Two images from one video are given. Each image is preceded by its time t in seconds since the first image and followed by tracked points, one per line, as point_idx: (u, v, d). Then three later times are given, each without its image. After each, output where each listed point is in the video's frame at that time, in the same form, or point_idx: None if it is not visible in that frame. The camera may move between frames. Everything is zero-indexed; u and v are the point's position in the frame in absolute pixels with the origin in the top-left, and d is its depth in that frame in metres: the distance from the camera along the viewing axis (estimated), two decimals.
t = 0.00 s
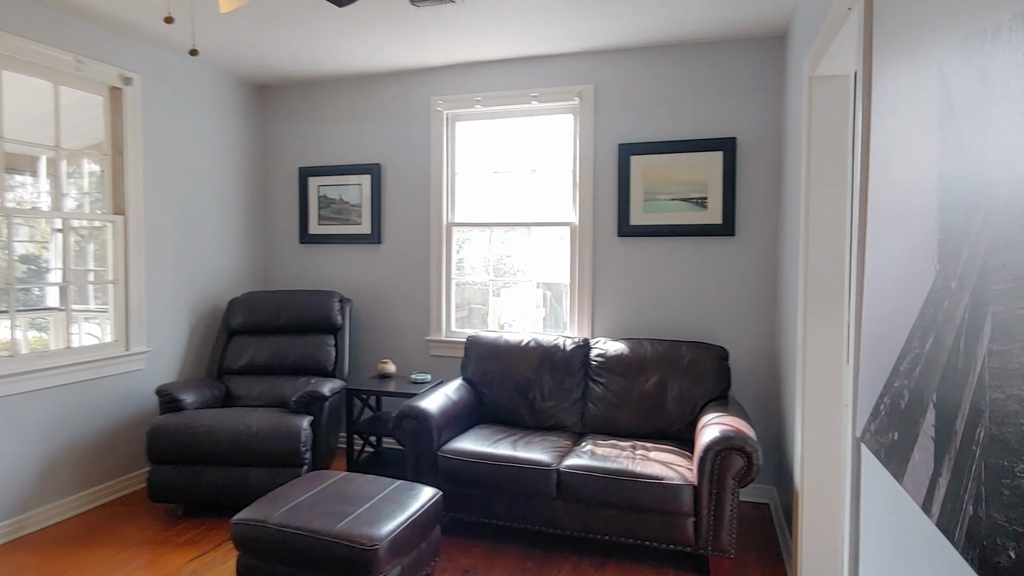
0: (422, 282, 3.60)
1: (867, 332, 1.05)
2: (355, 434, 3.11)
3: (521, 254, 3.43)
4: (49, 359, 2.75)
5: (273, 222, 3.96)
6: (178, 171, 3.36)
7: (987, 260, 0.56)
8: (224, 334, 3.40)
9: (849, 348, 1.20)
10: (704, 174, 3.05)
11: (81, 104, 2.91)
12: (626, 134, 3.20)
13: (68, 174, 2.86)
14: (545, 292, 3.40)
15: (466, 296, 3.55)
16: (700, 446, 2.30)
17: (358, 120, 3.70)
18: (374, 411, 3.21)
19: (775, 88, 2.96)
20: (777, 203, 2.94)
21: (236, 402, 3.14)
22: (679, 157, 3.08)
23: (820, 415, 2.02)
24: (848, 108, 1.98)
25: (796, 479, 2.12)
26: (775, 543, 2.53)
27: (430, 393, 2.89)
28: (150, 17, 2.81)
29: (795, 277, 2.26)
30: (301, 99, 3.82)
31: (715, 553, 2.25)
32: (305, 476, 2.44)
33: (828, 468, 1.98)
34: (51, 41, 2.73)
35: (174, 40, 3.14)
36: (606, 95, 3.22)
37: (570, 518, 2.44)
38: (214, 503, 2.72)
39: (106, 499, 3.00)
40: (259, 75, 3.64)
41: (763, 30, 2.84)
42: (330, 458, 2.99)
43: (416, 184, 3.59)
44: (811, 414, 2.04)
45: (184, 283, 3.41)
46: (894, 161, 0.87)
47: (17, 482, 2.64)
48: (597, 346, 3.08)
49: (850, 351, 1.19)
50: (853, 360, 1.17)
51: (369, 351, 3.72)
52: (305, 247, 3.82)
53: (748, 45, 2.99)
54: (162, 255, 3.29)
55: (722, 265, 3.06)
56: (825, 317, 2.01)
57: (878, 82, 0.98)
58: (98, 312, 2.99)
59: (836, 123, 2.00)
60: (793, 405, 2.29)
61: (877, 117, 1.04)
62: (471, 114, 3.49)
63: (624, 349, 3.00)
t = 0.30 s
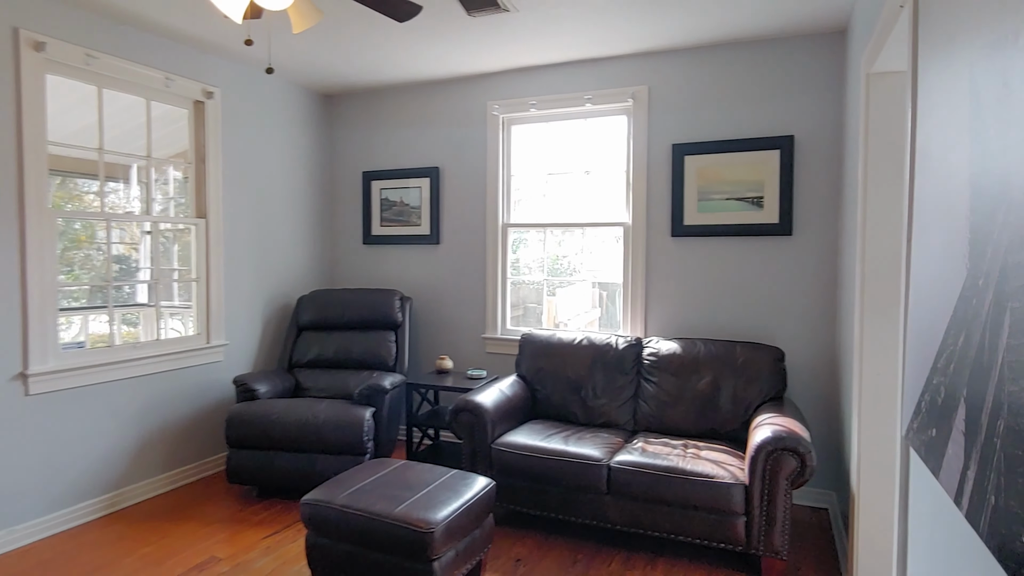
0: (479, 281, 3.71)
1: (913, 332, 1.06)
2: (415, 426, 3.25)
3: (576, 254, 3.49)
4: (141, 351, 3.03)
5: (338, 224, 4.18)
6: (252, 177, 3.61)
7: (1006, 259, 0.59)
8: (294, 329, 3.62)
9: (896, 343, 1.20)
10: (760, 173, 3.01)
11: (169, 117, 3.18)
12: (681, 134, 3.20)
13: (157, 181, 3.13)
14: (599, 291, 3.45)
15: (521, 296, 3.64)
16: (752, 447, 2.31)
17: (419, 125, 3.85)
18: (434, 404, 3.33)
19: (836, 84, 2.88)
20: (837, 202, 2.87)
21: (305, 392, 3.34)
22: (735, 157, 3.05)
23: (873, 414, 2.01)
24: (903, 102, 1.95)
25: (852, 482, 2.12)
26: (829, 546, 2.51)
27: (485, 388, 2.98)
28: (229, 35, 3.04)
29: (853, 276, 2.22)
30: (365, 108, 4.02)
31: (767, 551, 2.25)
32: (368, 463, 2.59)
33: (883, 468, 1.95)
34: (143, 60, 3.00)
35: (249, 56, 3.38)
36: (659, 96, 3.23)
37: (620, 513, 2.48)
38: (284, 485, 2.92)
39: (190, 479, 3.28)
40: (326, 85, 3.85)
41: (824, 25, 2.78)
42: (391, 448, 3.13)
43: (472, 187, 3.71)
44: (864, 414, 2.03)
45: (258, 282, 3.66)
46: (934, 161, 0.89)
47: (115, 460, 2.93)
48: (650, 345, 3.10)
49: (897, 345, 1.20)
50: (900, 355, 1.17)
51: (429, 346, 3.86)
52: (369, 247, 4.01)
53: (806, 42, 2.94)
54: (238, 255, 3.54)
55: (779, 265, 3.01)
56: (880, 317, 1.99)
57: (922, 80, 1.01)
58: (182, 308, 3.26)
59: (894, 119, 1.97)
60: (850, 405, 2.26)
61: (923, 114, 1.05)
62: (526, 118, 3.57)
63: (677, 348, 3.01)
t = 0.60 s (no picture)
0: (523, 282, 3.77)
1: (958, 334, 1.05)
2: (461, 422, 3.33)
3: (620, 254, 3.50)
4: (204, 346, 3.22)
5: (387, 225, 4.31)
6: (307, 182, 3.77)
7: None
8: (346, 326, 3.76)
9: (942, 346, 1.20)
10: (809, 172, 2.96)
11: (230, 126, 3.37)
12: (727, 133, 3.17)
13: (219, 186, 3.32)
14: (643, 291, 3.45)
15: (565, 296, 3.68)
16: (798, 449, 2.29)
17: (465, 129, 3.94)
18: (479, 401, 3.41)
19: (890, 79, 2.81)
20: (891, 201, 2.79)
21: (356, 387, 3.47)
22: (783, 156, 3.01)
23: (925, 419, 1.97)
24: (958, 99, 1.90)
25: (903, 488, 2.08)
26: (878, 551, 2.47)
27: (529, 386, 3.04)
28: (286, 47, 3.19)
29: (905, 277, 2.17)
30: (413, 113, 4.14)
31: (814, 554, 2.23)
32: (415, 456, 2.69)
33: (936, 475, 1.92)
34: (207, 72, 3.19)
35: (304, 66, 3.54)
36: (704, 96, 3.21)
37: (663, 512, 2.50)
38: (337, 476, 3.05)
39: (250, 468, 3.47)
40: (377, 92, 3.99)
41: (877, 19, 2.71)
42: (438, 443, 3.22)
43: (517, 188, 3.77)
44: (916, 419, 1.99)
45: (312, 281, 3.83)
46: (981, 163, 0.90)
47: (182, 448, 3.13)
48: (694, 346, 3.09)
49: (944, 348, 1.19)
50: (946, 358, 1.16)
51: (474, 345, 3.95)
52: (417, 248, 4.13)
53: (858, 37, 2.87)
54: (294, 256, 3.72)
55: (829, 266, 2.96)
56: (934, 320, 1.95)
57: (972, 80, 1.00)
58: (241, 306, 3.44)
59: (949, 116, 1.93)
60: (901, 409, 2.21)
61: (972, 115, 1.04)
62: (570, 120, 3.61)
63: (721, 349, 2.99)
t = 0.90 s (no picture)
0: (561, 283, 3.80)
1: (1004, 340, 1.04)
2: (499, 421, 3.39)
3: (658, 255, 3.49)
4: (252, 344, 3.36)
5: (427, 227, 4.40)
6: (350, 185, 3.89)
7: None
8: (387, 325, 3.86)
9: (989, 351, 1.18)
10: (853, 172, 2.90)
11: (278, 132, 3.51)
12: (768, 133, 3.13)
13: (268, 190, 3.46)
14: (682, 293, 3.44)
15: (602, 297, 3.69)
16: (840, 454, 2.26)
17: (503, 132, 4.00)
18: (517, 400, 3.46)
19: (940, 76, 2.73)
20: (941, 201, 2.71)
21: (396, 385, 3.56)
22: (826, 155, 2.96)
23: (975, 427, 1.92)
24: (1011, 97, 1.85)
25: (951, 496, 2.04)
26: (924, 560, 2.41)
27: (566, 387, 3.07)
28: (332, 56, 3.31)
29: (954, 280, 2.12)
30: (453, 117, 4.22)
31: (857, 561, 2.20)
32: (453, 454, 2.75)
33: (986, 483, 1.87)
34: (257, 82, 3.33)
35: (349, 74, 3.66)
36: (745, 96, 3.18)
37: (701, 515, 2.49)
38: (378, 471, 3.14)
39: (296, 462, 3.60)
40: (418, 96, 4.08)
41: (926, 15, 2.64)
42: (476, 441, 3.28)
43: (554, 190, 3.80)
44: (964, 426, 1.95)
45: (354, 282, 3.95)
46: None
47: (232, 441, 3.27)
48: (733, 348, 3.06)
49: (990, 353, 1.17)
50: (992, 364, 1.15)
51: (511, 345, 4.00)
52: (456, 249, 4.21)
53: (907, 33, 2.80)
54: (338, 257, 3.84)
55: (874, 267, 2.89)
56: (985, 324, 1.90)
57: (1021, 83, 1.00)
58: (286, 306, 3.57)
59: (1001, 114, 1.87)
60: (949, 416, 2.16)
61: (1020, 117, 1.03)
62: (608, 121, 3.62)
63: (762, 352, 2.96)
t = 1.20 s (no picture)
0: (585, 283, 3.80)
1: None
2: (523, 421, 3.41)
3: (684, 255, 3.47)
4: (282, 343, 3.44)
5: (452, 228, 4.45)
6: (378, 187, 3.96)
7: None
8: (413, 325, 3.92)
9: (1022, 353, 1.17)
10: (884, 171, 2.85)
11: (307, 136, 3.58)
12: (796, 133, 3.09)
13: (297, 192, 3.54)
14: (707, 293, 3.41)
15: (627, 298, 3.69)
16: (869, 458, 2.23)
17: (528, 133, 4.02)
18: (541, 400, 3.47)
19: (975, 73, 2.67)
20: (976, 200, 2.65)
21: (422, 384, 3.61)
22: (856, 154, 2.91)
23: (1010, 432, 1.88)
24: None
25: (985, 503, 2.00)
26: (957, 566, 2.36)
27: (590, 387, 3.07)
28: (360, 61, 3.37)
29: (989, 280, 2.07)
30: (478, 118, 4.26)
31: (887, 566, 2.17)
32: (479, 453, 2.78)
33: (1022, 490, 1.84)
34: (287, 87, 3.41)
35: (376, 77, 3.72)
36: (772, 95, 3.15)
37: (726, 517, 2.48)
38: (404, 469, 3.19)
39: (324, 459, 3.67)
40: (444, 98, 4.12)
41: (961, 11, 2.58)
42: (501, 440, 3.31)
43: (579, 191, 3.81)
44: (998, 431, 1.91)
45: (381, 282, 4.01)
46: None
47: (263, 437, 3.35)
48: (760, 350, 3.04)
49: None
50: None
51: (536, 345, 4.02)
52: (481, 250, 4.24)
53: (940, 30, 2.74)
54: (366, 258, 3.90)
55: (906, 268, 2.83)
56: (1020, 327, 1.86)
57: None
58: (315, 305, 3.65)
59: None
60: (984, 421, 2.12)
61: None
62: (633, 122, 3.61)
63: (789, 354, 2.93)
